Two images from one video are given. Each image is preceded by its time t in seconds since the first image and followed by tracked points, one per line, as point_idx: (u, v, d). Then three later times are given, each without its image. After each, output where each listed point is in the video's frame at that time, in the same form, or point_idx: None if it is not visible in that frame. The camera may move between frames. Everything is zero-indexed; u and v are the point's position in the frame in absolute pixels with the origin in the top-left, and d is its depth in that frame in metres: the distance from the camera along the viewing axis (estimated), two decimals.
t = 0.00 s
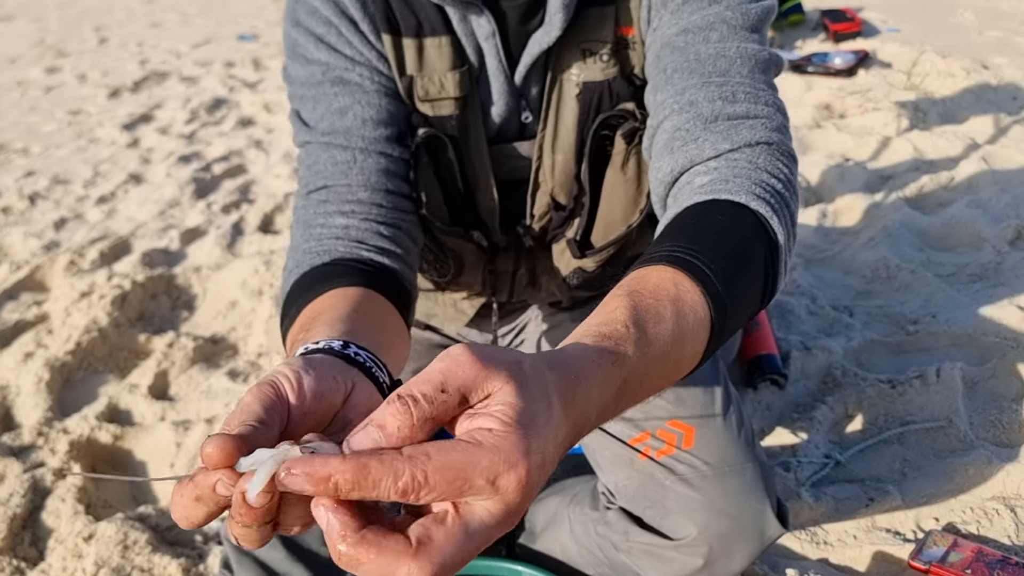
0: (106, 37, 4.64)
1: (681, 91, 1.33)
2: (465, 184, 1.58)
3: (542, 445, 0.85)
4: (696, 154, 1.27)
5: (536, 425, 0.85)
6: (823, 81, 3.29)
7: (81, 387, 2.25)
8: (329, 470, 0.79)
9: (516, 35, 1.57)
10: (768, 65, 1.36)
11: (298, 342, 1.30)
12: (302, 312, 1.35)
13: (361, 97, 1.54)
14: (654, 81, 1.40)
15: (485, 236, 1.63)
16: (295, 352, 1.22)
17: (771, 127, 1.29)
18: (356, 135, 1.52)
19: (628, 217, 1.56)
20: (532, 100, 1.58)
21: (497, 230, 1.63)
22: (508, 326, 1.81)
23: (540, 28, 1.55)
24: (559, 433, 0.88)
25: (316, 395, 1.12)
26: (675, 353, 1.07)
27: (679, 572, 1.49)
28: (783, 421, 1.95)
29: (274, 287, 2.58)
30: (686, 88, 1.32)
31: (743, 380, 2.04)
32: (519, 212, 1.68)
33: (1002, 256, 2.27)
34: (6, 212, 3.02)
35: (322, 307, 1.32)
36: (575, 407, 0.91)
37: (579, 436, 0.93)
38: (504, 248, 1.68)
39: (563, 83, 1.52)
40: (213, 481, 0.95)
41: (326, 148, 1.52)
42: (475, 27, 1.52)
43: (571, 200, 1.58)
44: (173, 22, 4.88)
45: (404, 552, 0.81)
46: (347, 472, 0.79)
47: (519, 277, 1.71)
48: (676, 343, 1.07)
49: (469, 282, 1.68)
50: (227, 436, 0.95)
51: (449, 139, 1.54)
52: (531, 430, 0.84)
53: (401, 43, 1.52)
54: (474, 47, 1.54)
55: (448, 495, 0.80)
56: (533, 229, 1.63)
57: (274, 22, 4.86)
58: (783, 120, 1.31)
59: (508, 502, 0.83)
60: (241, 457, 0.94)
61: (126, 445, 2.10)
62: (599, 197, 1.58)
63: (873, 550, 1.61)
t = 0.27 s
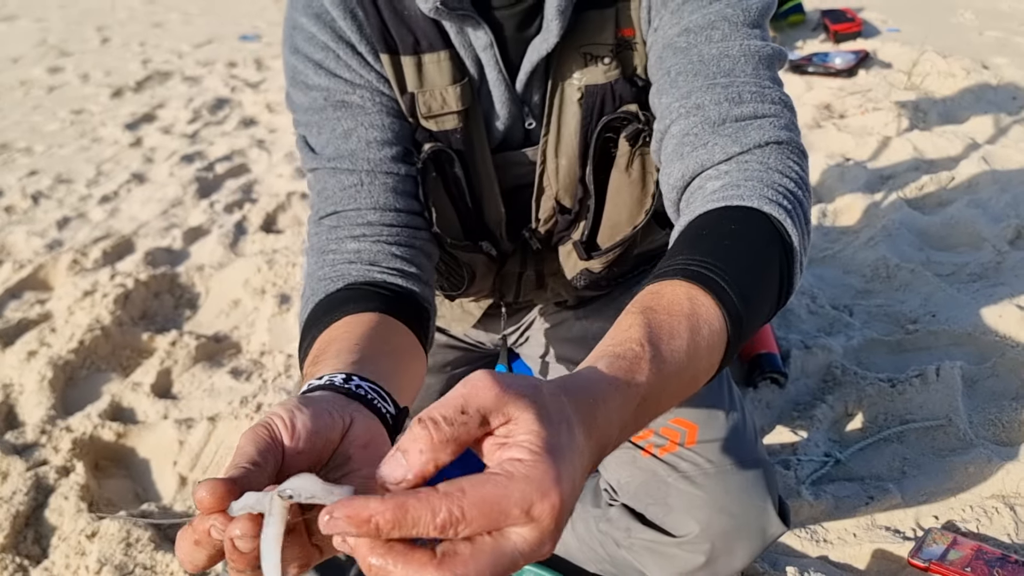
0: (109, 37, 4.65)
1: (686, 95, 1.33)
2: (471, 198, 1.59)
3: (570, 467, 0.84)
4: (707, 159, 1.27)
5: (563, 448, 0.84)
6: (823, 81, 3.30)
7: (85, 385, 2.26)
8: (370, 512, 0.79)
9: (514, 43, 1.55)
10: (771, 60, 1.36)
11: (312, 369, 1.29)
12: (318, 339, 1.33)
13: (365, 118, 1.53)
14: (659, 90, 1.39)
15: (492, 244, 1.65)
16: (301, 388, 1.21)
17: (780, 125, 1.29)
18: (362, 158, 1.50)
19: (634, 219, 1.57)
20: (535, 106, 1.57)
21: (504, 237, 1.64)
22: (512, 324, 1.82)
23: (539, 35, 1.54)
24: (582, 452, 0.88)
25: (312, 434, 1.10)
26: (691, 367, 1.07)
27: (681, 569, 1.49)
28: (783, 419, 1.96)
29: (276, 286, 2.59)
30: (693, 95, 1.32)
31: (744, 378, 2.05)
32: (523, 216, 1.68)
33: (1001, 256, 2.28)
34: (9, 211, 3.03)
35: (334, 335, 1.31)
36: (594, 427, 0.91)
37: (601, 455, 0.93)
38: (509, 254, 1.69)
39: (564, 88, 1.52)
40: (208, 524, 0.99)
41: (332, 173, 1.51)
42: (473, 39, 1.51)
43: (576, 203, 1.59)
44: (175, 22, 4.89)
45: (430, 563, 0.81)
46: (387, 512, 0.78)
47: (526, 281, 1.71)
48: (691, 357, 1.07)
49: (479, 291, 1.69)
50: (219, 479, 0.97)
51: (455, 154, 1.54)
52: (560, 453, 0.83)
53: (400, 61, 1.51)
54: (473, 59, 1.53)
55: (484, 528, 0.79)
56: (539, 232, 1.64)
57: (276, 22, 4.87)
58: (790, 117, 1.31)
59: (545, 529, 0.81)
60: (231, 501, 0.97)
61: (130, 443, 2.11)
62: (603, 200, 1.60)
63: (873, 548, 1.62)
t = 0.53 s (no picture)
0: (110, 35, 4.65)
1: (687, 95, 1.33)
2: (471, 198, 1.59)
3: (580, 473, 0.84)
4: (709, 159, 1.26)
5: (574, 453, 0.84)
6: (825, 79, 3.30)
7: (86, 382, 2.26)
8: (389, 508, 0.81)
9: (512, 42, 1.55)
10: (773, 58, 1.36)
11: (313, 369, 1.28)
12: (318, 339, 1.32)
13: (364, 118, 1.53)
14: (660, 91, 1.39)
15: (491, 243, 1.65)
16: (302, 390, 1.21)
17: (783, 124, 1.28)
18: (360, 158, 1.50)
19: (633, 217, 1.57)
20: (534, 104, 1.57)
21: (503, 236, 1.64)
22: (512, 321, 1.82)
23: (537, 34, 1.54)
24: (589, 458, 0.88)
25: (318, 434, 1.11)
26: (697, 372, 1.06)
27: (681, 566, 1.50)
28: (784, 416, 1.96)
29: (278, 283, 2.59)
30: (694, 96, 1.32)
31: (745, 374, 2.05)
32: (524, 214, 1.68)
33: (1003, 253, 2.28)
34: (10, 208, 3.03)
35: (334, 336, 1.30)
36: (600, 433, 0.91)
37: (609, 460, 0.92)
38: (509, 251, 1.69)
39: (564, 86, 1.52)
40: (217, 520, 0.99)
41: (330, 173, 1.51)
42: (470, 38, 1.51)
43: (575, 201, 1.58)
44: (176, 19, 4.89)
45: (443, 567, 0.81)
46: (404, 512, 0.80)
47: (525, 280, 1.72)
48: (697, 360, 1.06)
49: (479, 288, 1.70)
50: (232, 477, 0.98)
51: (453, 153, 1.53)
52: (568, 459, 0.83)
53: (397, 61, 1.51)
54: (472, 58, 1.53)
55: (501, 535, 0.79)
56: (539, 230, 1.64)
57: (277, 20, 4.87)
58: (793, 115, 1.30)
59: (559, 534, 0.82)
60: (243, 498, 0.98)
61: (131, 440, 2.10)
62: (603, 198, 1.60)
63: (874, 546, 1.62)
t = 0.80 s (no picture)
0: (113, 32, 4.65)
1: (696, 83, 1.33)
2: (477, 190, 1.59)
3: (587, 436, 0.85)
4: (718, 145, 1.27)
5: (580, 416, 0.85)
6: (828, 78, 3.30)
7: (91, 378, 2.27)
8: (388, 479, 0.83)
9: (520, 33, 1.55)
10: (781, 46, 1.36)
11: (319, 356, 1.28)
12: (323, 328, 1.33)
13: (371, 110, 1.53)
14: (668, 80, 1.40)
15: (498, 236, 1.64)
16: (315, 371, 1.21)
17: (791, 110, 1.29)
18: (366, 150, 1.50)
19: (641, 210, 1.58)
20: (541, 97, 1.56)
21: (510, 228, 1.64)
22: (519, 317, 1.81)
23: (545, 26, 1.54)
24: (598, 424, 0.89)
25: (334, 412, 1.11)
26: (704, 348, 1.07)
27: (689, 560, 1.49)
28: (789, 413, 1.96)
29: (282, 279, 2.59)
30: (701, 82, 1.32)
31: (750, 371, 2.06)
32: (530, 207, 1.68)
33: (1007, 251, 2.28)
34: (14, 205, 3.04)
35: (341, 326, 1.30)
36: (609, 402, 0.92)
37: (617, 432, 0.93)
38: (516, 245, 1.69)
39: (572, 78, 1.51)
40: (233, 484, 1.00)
41: (337, 164, 1.51)
42: (479, 30, 1.51)
43: (583, 194, 1.59)
44: (179, 17, 4.89)
45: (447, 531, 0.82)
46: (406, 479, 0.82)
47: (532, 273, 1.72)
48: (704, 335, 1.07)
49: (485, 281, 1.69)
50: (254, 444, 0.98)
51: (461, 145, 1.54)
52: (575, 421, 0.84)
53: (406, 52, 1.52)
54: (479, 50, 1.53)
55: (504, 495, 0.81)
56: (546, 223, 1.64)
57: (280, 18, 4.87)
58: (802, 102, 1.31)
59: (564, 495, 0.83)
60: (264, 466, 0.98)
61: (136, 436, 2.11)
62: (610, 191, 1.60)
63: (879, 541, 1.62)
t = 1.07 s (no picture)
0: (116, 31, 4.65)
1: (703, 71, 1.33)
2: (480, 185, 1.59)
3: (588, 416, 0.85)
4: (726, 131, 1.27)
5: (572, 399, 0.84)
6: (832, 76, 3.30)
7: (95, 375, 2.27)
8: (383, 476, 0.82)
9: (526, 26, 1.55)
10: (789, 35, 1.37)
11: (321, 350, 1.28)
12: (325, 322, 1.33)
13: (376, 104, 1.54)
14: (675, 70, 1.40)
15: (501, 231, 1.64)
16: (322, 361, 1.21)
17: (799, 96, 1.29)
18: (369, 143, 1.51)
19: (646, 204, 1.57)
20: (547, 90, 1.57)
21: (514, 223, 1.63)
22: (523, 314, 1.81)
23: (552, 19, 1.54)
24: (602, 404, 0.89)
25: (342, 403, 1.13)
26: (716, 325, 1.07)
27: (693, 557, 1.49)
28: (793, 411, 1.96)
29: (285, 277, 2.59)
30: (706, 71, 1.32)
31: (755, 369, 2.05)
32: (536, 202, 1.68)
33: (1011, 249, 2.28)
34: (18, 203, 3.04)
35: (343, 321, 1.30)
36: (616, 381, 0.92)
37: (625, 413, 0.93)
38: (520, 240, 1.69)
39: (577, 71, 1.52)
40: (240, 463, 1.01)
41: (340, 157, 1.53)
42: (485, 23, 1.51)
43: (588, 187, 1.59)
44: (182, 15, 4.90)
45: (446, 521, 0.83)
46: (399, 478, 0.81)
47: (536, 269, 1.72)
48: (715, 314, 1.07)
49: (487, 277, 1.68)
50: (268, 427, 1.00)
51: (464, 139, 1.54)
52: (575, 404, 0.84)
53: (412, 45, 1.51)
54: (485, 43, 1.53)
55: (499, 486, 0.81)
56: (551, 218, 1.64)
57: (284, 16, 4.87)
58: (810, 88, 1.31)
59: (564, 480, 0.82)
60: (276, 449, 0.99)
61: (139, 433, 2.11)
62: (615, 185, 1.60)
63: (883, 539, 1.62)
